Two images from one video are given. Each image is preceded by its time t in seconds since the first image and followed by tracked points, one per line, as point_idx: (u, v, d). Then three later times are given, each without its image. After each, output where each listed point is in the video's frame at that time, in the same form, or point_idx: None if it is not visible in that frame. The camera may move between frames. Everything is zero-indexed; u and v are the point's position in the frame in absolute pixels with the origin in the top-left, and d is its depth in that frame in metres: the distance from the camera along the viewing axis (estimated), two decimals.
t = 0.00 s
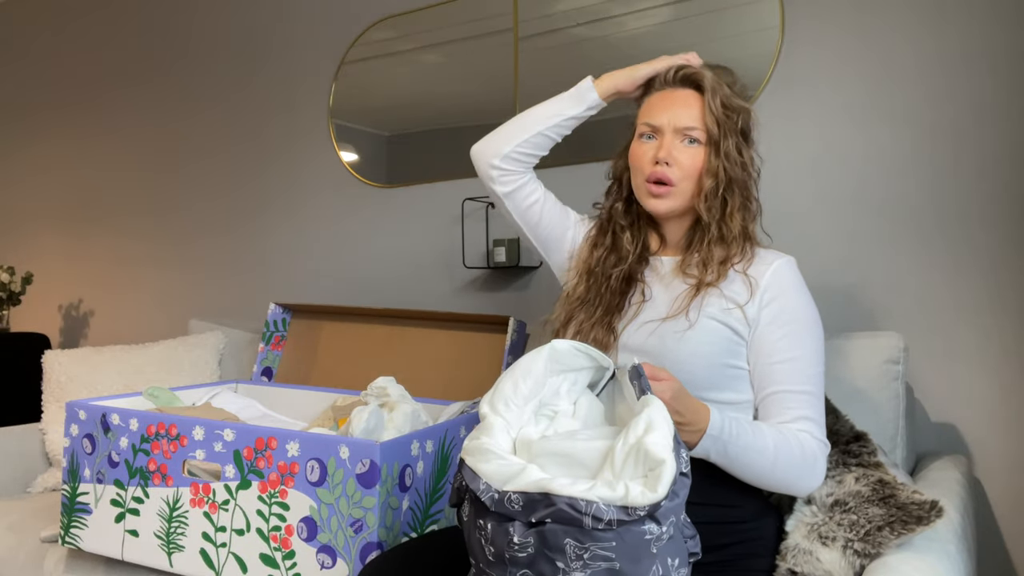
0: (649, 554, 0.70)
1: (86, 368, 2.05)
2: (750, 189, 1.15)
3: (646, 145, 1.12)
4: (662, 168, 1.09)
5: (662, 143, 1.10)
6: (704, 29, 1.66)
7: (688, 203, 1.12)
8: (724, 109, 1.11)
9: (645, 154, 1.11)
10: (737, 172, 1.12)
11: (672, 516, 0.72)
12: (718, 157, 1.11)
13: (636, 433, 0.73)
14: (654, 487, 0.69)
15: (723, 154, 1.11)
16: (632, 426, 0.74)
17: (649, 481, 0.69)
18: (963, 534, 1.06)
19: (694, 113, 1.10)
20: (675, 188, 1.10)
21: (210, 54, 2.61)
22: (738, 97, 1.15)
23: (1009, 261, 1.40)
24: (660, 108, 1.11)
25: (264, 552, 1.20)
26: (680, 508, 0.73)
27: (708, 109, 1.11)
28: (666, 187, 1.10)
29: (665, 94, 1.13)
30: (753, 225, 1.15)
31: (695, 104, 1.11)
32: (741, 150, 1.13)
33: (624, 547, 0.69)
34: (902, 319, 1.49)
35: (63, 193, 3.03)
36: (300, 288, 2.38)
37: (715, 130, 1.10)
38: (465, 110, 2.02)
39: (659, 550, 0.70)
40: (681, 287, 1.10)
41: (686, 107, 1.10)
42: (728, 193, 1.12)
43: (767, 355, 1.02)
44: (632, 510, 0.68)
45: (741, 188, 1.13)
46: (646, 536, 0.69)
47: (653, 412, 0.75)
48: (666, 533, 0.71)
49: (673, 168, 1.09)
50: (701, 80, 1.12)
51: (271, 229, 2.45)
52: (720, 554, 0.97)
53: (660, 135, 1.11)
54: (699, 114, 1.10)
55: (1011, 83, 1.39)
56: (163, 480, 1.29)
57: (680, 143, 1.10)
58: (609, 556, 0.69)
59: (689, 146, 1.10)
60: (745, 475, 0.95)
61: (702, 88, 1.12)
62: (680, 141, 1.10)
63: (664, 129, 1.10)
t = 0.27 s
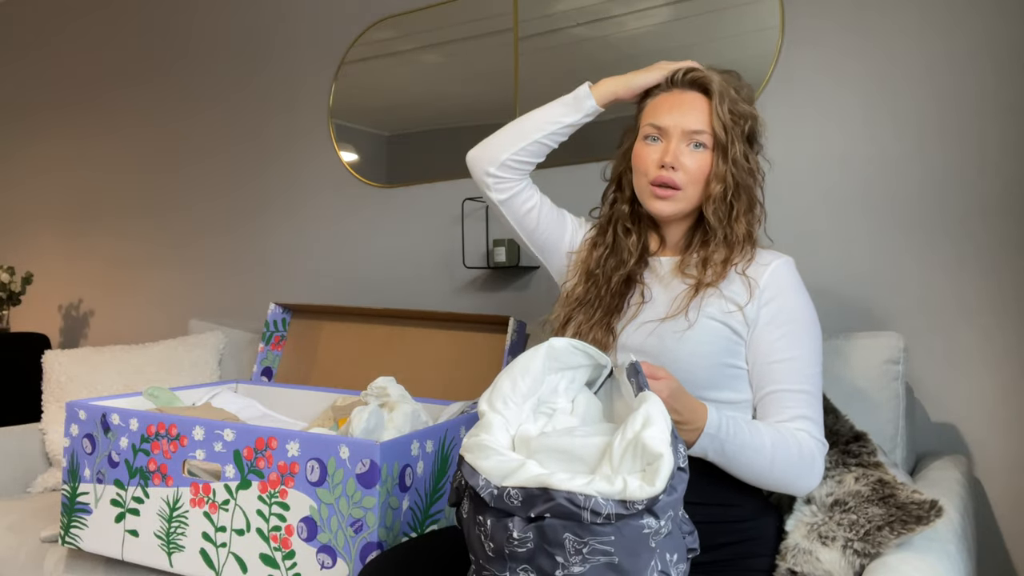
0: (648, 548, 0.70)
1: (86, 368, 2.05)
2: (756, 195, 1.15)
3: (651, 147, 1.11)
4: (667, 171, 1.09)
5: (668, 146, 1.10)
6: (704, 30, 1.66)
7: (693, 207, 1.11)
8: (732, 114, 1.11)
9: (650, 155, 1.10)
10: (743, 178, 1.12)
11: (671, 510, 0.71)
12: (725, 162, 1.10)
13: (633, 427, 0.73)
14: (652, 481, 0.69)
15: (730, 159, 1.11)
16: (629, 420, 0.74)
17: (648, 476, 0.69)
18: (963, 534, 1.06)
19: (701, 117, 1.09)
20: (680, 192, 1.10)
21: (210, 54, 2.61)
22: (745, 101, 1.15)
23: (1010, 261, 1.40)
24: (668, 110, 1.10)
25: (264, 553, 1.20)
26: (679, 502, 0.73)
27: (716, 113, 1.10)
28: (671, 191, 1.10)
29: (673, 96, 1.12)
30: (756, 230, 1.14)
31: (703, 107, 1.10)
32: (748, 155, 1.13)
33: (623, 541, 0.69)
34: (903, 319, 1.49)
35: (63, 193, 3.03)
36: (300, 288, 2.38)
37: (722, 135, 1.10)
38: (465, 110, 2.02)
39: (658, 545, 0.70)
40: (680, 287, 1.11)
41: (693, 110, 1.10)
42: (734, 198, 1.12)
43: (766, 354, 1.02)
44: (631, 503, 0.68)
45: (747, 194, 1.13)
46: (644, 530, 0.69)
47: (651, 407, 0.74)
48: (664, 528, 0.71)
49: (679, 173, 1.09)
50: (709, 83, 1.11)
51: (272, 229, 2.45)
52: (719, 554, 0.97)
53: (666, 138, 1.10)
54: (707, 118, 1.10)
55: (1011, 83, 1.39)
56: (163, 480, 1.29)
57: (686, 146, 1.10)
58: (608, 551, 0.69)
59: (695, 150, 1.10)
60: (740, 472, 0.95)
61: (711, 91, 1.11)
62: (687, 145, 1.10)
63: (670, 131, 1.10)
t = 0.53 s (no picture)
0: (652, 556, 0.70)
1: (86, 368, 2.05)
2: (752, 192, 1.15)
3: (650, 147, 1.10)
4: (667, 172, 1.08)
5: (667, 146, 1.09)
6: (704, 30, 1.66)
7: (691, 207, 1.11)
8: (731, 112, 1.10)
9: (649, 156, 1.09)
10: (741, 176, 1.12)
11: (674, 517, 0.72)
12: (725, 162, 1.10)
13: (637, 435, 0.73)
14: (655, 490, 0.69)
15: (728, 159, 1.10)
16: (633, 427, 0.74)
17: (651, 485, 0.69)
18: (963, 533, 1.06)
19: (701, 116, 1.09)
20: (680, 193, 1.09)
21: (210, 54, 2.61)
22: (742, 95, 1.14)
23: (1010, 262, 1.40)
24: (667, 109, 1.09)
25: (264, 552, 1.21)
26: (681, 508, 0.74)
27: (715, 112, 1.09)
28: (671, 192, 1.09)
29: (672, 93, 1.11)
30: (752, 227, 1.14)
31: (702, 106, 1.09)
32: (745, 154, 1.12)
33: (627, 550, 0.69)
34: (902, 319, 1.49)
35: (63, 193, 3.03)
36: (300, 288, 2.38)
37: (722, 134, 1.09)
38: (465, 110, 2.02)
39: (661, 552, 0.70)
40: (674, 287, 1.11)
41: (693, 110, 1.09)
42: (731, 197, 1.11)
43: (759, 352, 1.02)
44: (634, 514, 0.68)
45: (743, 192, 1.13)
46: (649, 539, 0.69)
47: (654, 413, 0.74)
48: (668, 535, 0.71)
49: (679, 174, 1.08)
50: (709, 82, 1.10)
51: (272, 229, 2.45)
52: (719, 554, 0.97)
53: (665, 137, 1.09)
54: (705, 117, 1.09)
55: (1010, 83, 1.39)
56: (163, 480, 1.29)
57: (686, 146, 1.09)
58: (612, 559, 0.69)
59: (694, 150, 1.09)
60: (742, 472, 0.95)
61: (710, 89, 1.10)
62: (686, 145, 1.09)
63: (670, 131, 1.09)
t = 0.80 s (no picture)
0: None
1: (86, 368, 2.05)
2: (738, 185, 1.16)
3: (634, 141, 1.10)
4: (653, 166, 1.08)
5: (652, 139, 1.09)
6: (704, 29, 1.66)
7: (677, 202, 1.11)
8: (713, 103, 1.11)
9: (634, 151, 1.09)
10: (726, 169, 1.13)
11: (671, 542, 0.71)
12: (710, 153, 1.11)
13: (630, 458, 0.72)
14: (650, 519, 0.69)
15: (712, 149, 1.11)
16: (627, 450, 0.74)
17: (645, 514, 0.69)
18: (963, 533, 1.06)
19: (684, 109, 1.10)
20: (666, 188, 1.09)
21: (210, 54, 2.61)
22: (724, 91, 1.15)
23: (1010, 262, 1.39)
24: (649, 101, 1.10)
25: (264, 553, 1.20)
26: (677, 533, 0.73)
27: (698, 103, 1.11)
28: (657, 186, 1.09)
29: (654, 85, 1.12)
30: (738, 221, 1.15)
31: (685, 98, 1.10)
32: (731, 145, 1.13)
33: None
34: (902, 319, 1.49)
35: (63, 193, 3.03)
36: (300, 288, 2.38)
37: (706, 125, 1.10)
38: (465, 110, 2.02)
39: None
40: (661, 287, 1.09)
41: (676, 103, 1.10)
42: (717, 190, 1.12)
43: (753, 352, 1.01)
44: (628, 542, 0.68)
45: (728, 185, 1.14)
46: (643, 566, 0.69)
47: (648, 437, 0.74)
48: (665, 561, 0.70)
49: (665, 167, 1.08)
50: (691, 73, 1.12)
51: (272, 229, 2.45)
52: (719, 555, 0.96)
53: (649, 131, 1.10)
54: (688, 108, 1.10)
55: (1011, 83, 1.39)
56: (163, 480, 1.29)
57: (670, 138, 1.09)
58: None
59: (679, 143, 1.10)
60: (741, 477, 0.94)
61: (692, 81, 1.11)
62: (671, 138, 1.09)
63: (654, 123, 1.09)
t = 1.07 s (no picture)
0: None
1: (86, 368, 2.05)
2: (715, 180, 1.16)
3: (612, 139, 1.10)
4: (633, 164, 1.08)
5: (631, 137, 1.09)
6: (704, 29, 1.66)
7: (657, 200, 1.11)
8: (690, 98, 1.12)
9: (613, 149, 1.09)
10: (703, 164, 1.13)
11: None
12: (686, 148, 1.12)
13: (636, 499, 0.73)
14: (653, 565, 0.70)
15: (689, 145, 1.12)
16: (633, 491, 0.74)
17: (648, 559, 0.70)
18: (963, 534, 1.06)
19: (662, 104, 1.10)
20: (647, 186, 1.09)
21: (210, 53, 2.61)
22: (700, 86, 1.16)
23: (1009, 262, 1.39)
24: (626, 98, 1.09)
25: (264, 553, 1.20)
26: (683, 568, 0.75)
27: (674, 98, 1.11)
28: (637, 184, 1.09)
29: (631, 80, 1.12)
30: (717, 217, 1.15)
31: (661, 93, 1.10)
32: (707, 139, 1.14)
33: None
34: (902, 319, 1.49)
35: (63, 193, 3.03)
36: (300, 288, 2.38)
37: (683, 120, 1.11)
38: (465, 110, 2.02)
39: None
40: (647, 293, 1.09)
41: (653, 99, 1.09)
42: (695, 186, 1.13)
43: (748, 356, 1.01)
44: None
45: (706, 181, 1.14)
46: None
47: (655, 478, 0.74)
48: None
49: (646, 165, 1.08)
50: (667, 68, 1.12)
51: (271, 229, 2.45)
52: (721, 559, 0.96)
53: (628, 128, 1.10)
54: (665, 104, 1.10)
55: (1010, 83, 1.39)
56: (163, 480, 1.29)
57: (649, 135, 1.10)
58: None
59: (658, 139, 1.10)
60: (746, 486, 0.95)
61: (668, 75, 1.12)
62: (650, 135, 1.10)
63: (632, 121, 1.09)
